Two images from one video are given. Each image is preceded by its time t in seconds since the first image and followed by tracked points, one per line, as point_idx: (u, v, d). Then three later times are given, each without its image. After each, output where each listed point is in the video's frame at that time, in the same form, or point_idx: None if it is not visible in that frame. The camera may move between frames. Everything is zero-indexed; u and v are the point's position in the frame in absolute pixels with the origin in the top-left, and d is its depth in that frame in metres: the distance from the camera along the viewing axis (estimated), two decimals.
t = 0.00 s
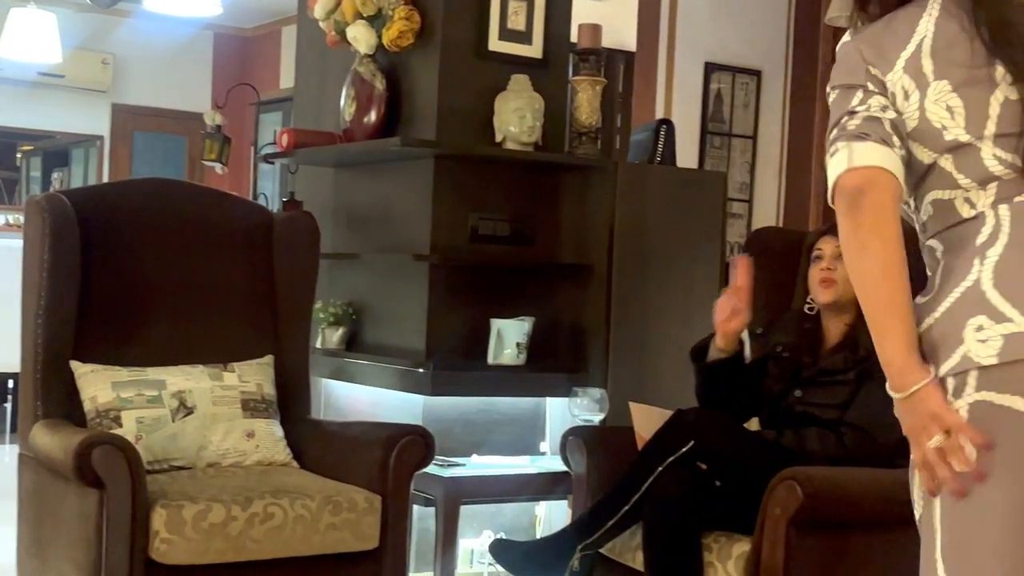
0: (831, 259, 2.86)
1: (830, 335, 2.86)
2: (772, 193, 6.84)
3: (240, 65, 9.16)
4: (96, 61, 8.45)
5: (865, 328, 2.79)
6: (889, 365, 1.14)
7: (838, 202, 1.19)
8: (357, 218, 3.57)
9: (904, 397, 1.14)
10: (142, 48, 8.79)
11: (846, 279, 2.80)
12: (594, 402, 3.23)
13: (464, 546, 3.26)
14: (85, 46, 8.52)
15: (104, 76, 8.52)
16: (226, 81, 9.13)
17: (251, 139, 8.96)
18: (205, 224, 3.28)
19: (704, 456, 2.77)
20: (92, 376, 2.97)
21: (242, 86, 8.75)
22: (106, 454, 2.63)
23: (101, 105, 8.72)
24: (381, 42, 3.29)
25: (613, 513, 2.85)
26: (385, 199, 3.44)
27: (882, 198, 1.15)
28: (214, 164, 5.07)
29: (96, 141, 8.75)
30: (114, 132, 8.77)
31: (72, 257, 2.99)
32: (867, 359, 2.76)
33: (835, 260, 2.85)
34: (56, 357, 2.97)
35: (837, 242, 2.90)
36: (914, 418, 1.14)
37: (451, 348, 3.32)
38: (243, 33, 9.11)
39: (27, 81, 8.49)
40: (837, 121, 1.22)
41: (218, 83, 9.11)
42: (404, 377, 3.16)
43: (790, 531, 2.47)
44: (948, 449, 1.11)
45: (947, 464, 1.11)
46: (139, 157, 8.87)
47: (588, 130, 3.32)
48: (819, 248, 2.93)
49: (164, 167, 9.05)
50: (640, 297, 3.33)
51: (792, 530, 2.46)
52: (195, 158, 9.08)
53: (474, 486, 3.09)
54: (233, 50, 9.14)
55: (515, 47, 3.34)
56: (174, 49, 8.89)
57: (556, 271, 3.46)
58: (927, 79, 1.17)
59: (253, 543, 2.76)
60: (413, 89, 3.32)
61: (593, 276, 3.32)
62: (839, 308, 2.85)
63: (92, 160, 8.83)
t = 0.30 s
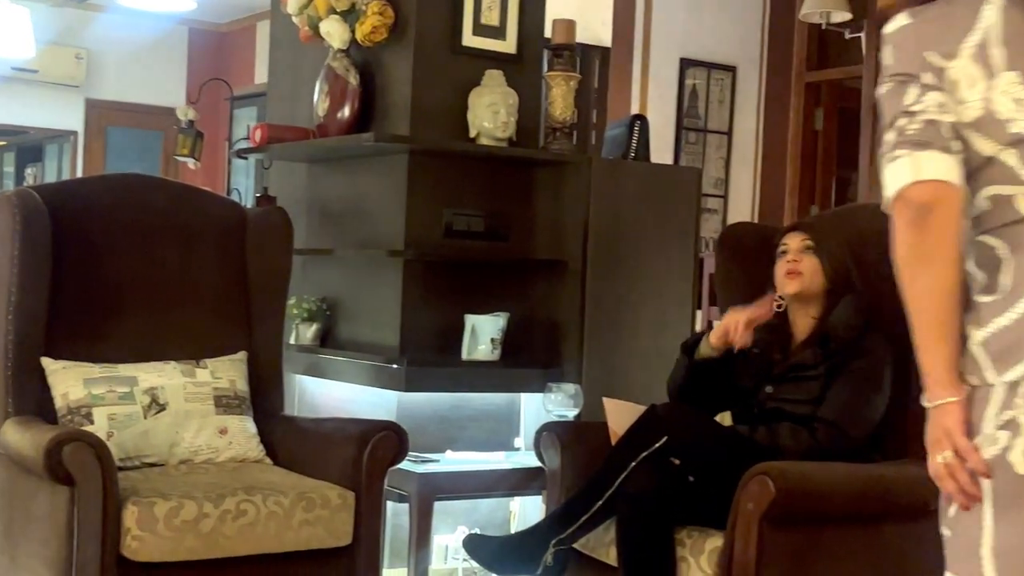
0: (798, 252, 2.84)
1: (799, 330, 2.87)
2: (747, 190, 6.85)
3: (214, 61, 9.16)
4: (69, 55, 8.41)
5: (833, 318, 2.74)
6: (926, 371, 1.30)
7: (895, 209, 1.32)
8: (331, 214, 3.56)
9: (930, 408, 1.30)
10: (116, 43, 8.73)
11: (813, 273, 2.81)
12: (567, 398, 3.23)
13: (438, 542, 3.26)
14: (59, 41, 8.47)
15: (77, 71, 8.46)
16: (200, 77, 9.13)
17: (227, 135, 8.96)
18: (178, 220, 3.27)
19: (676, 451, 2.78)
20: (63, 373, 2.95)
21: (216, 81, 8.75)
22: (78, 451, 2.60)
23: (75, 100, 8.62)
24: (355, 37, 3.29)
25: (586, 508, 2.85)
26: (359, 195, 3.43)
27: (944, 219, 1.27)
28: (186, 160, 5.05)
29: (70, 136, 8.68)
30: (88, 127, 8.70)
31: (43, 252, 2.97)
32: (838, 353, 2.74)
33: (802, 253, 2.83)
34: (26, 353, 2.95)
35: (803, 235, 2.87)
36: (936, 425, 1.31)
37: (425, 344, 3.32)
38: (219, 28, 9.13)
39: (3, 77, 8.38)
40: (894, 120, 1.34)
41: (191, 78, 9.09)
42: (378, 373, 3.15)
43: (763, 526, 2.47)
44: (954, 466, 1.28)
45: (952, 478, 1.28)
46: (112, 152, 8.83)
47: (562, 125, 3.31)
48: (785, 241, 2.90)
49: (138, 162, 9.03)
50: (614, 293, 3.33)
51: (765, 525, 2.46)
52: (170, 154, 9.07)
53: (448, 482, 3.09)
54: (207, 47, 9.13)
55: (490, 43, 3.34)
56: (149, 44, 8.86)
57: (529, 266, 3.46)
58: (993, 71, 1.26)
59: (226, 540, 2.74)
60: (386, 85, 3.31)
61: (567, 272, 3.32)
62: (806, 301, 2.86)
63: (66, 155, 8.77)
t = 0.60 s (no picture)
0: (753, 254, 2.84)
1: (764, 327, 2.88)
2: (717, 187, 6.97)
3: (185, 54, 9.06)
4: (40, 50, 8.40)
5: (795, 317, 2.74)
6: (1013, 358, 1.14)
7: (1014, 193, 1.17)
8: (302, 210, 3.55)
9: (1005, 399, 1.14)
10: (87, 38, 8.70)
11: (773, 272, 2.81)
12: (538, 394, 3.23)
13: (409, 539, 3.25)
14: (31, 36, 8.45)
15: (48, 66, 8.46)
16: (171, 71, 9.05)
17: (200, 129, 8.83)
18: (146, 215, 3.26)
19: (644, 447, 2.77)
20: (30, 369, 2.94)
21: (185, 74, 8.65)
22: (43, 449, 2.53)
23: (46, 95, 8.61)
24: (324, 31, 3.26)
25: (555, 504, 2.84)
26: (329, 191, 3.42)
27: None
28: (155, 155, 5.03)
29: (40, 130, 8.67)
30: (58, 122, 8.68)
31: (8, 247, 2.95)
32: (804, 348, 2.73)
33: (757, 255, 2.83)
34: None
35: (755, 235, 2.86)
36: (1010, 421, 1.14)
37: (395, 340, 3.31)
38: (191, 22, 9.03)
39: None
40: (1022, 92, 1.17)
41: (162, 71, 9.01)
42: (347, 369, 3.15)
43: (731, 522, 2.43)
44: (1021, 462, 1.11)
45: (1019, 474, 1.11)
46: (83, 148, 8.82)
47: (533, 121, 3.31)
48: (736, 244, 2.89)
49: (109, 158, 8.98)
50: (583, 288, 3.34)
51: (734, 521, 2.44)
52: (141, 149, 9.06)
53: (417, 479, 3.08)
54: (178, 41, 9.05)
55: (460, 38, 3.32)
56: (120, 39, 8.81)
57: (500, 262, 3.46)
58: None
59: (193, 537, 2.70)
60: (357, 80, 3.30)
61: (538, 268, 3.32)
62: (770, 301, 2.85)
63: (37, 149, 8.81)
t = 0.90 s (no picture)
0: (714, 251, 2.85)
1: (719, 324, 2.93)
2: (689, 181, 7.02)
3: (156, 50, 9.08)
4: (9, 44, 8.31)
5: (752, 311, 2.74)
6: None
7: None
8: (270, 206, 3.53)
9: None
10: (56, 32, 8.63)
11: (731, 270, 2.83)
12: (507, 390, 3.22)
13: (378, 535, 3.24)
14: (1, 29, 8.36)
15: (18, 61, 8.38)
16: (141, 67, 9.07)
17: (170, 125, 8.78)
18: (113, 212, 3.25)
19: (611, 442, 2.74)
20: None
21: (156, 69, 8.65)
22: (8, 448, 2.47)
23: (16, 89, 8.48)
24: (292, 26, 3.25)
25: (523, 501, 2.82)
26: (298, 186, 3.41)
27: None
28: (122, 151, 5.02)
29: (10, 126, 8.52)
30: (29, 118, 8.58)
31: None
32: (761, 342, 2.74)
33: (717, 252, 2.85)
34: None
35: (715, 231, 2.88)
36: None
37: (363, 336, 3.30)
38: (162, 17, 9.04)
39: None
40: None
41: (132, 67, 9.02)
42: (314, 366, 3.14)
43: (697, 518, 2.42)
44: None
45: None
46: (52, 143, 8.77)
47: (502, 117, 3.29)
48: (697, 240, 2.91)
49: (80, 152, 9.02)
50: (552, 284, 3.33)
51: (699, 516, 2.42)
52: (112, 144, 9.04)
53: (384, 475, 3.07)
54: (149, 36, 9.06)
55: (430, 34, 3.31)
56: (90, 33, 8.79)
57: (469, 258, 3.45)
58: None
59: (158, 536, 2.64)
60: (325, 75, 3.28)
61: (507, 264, 3.31)
62: (727, 298, 2.89)
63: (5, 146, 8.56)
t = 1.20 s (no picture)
0: (695, 246, 2.84)
1: (692, 319, 2.92)
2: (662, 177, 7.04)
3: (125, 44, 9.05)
4: None
5: (722, 308, 2.75)
6: None
7: None
8: (239, 201, 3.52)
9: None
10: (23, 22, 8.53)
11: (712, 266, 2.83)
12: (476, 386, 3.22)
13: (346, 531, 3.23)
14: None
15: None
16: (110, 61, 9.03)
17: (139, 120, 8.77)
18: (79, 207, 3.22)
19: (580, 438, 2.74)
20: None
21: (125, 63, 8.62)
22: None
23: None
24: (260, 21, 3.23)
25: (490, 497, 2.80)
26: (267, 182, 3.39)
27: None
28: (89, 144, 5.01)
29: None
30: None
31: None
32: (730, 337, 2.74)
33: (699, 248, 2.84)
34: None
35: (695, 225, 2.87)
36: None
37: (332, 332, 3.29)
38: (133, 11, 9.02)
39: None
40: None
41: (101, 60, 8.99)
42: (282, 362, 3.13)
43: (664, 513, 2.42)
44: None
45: None
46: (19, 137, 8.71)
47: (471, 112, 3.28)
48: (676, 233, 2.90)
49: (48, 146, 8.98)
50: (522, 280, 3.33)
51: (666, 512, 2.42)
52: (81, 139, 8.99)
53: (353, 471, 3.05)
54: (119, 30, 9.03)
55: (398, 29, 3.31)
56: (60, 26, 8.73)
57: (438, 254, 3.45)
58: None
59: (124, 532, 2.62)
60: (293, 70, 3.27)
61: (477, 259, 3.31)
62: (703, 294, 2.89)
63: None
